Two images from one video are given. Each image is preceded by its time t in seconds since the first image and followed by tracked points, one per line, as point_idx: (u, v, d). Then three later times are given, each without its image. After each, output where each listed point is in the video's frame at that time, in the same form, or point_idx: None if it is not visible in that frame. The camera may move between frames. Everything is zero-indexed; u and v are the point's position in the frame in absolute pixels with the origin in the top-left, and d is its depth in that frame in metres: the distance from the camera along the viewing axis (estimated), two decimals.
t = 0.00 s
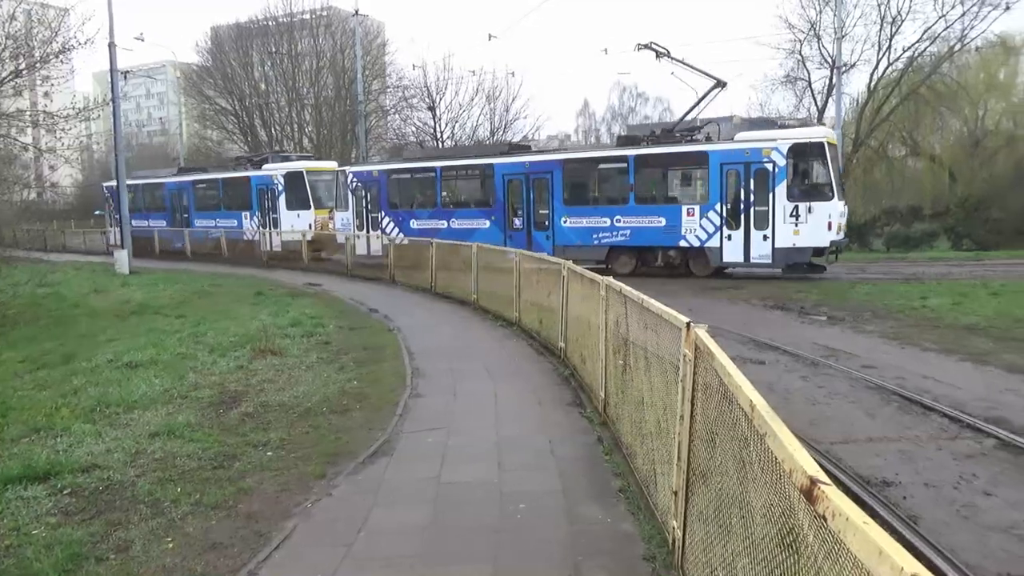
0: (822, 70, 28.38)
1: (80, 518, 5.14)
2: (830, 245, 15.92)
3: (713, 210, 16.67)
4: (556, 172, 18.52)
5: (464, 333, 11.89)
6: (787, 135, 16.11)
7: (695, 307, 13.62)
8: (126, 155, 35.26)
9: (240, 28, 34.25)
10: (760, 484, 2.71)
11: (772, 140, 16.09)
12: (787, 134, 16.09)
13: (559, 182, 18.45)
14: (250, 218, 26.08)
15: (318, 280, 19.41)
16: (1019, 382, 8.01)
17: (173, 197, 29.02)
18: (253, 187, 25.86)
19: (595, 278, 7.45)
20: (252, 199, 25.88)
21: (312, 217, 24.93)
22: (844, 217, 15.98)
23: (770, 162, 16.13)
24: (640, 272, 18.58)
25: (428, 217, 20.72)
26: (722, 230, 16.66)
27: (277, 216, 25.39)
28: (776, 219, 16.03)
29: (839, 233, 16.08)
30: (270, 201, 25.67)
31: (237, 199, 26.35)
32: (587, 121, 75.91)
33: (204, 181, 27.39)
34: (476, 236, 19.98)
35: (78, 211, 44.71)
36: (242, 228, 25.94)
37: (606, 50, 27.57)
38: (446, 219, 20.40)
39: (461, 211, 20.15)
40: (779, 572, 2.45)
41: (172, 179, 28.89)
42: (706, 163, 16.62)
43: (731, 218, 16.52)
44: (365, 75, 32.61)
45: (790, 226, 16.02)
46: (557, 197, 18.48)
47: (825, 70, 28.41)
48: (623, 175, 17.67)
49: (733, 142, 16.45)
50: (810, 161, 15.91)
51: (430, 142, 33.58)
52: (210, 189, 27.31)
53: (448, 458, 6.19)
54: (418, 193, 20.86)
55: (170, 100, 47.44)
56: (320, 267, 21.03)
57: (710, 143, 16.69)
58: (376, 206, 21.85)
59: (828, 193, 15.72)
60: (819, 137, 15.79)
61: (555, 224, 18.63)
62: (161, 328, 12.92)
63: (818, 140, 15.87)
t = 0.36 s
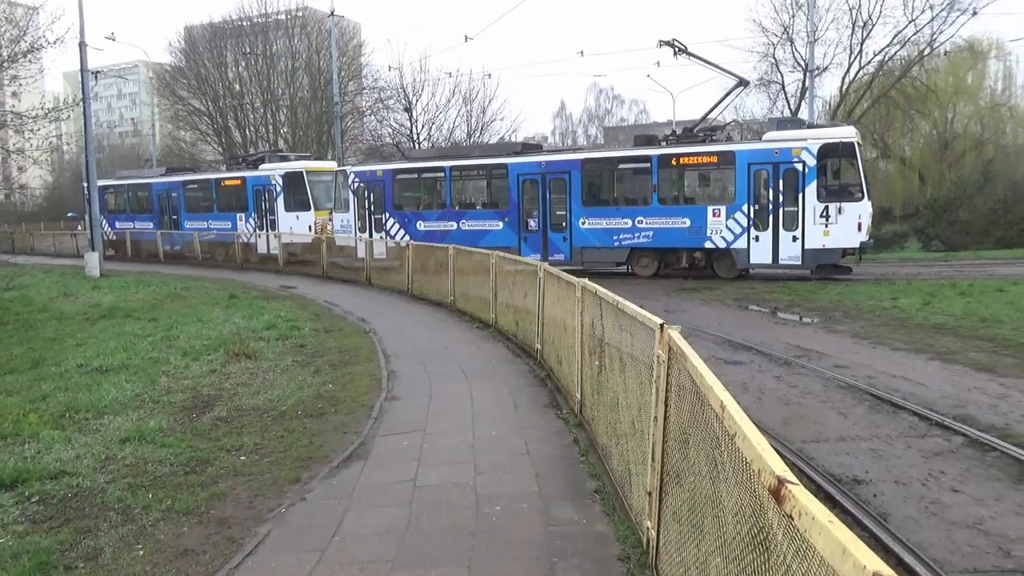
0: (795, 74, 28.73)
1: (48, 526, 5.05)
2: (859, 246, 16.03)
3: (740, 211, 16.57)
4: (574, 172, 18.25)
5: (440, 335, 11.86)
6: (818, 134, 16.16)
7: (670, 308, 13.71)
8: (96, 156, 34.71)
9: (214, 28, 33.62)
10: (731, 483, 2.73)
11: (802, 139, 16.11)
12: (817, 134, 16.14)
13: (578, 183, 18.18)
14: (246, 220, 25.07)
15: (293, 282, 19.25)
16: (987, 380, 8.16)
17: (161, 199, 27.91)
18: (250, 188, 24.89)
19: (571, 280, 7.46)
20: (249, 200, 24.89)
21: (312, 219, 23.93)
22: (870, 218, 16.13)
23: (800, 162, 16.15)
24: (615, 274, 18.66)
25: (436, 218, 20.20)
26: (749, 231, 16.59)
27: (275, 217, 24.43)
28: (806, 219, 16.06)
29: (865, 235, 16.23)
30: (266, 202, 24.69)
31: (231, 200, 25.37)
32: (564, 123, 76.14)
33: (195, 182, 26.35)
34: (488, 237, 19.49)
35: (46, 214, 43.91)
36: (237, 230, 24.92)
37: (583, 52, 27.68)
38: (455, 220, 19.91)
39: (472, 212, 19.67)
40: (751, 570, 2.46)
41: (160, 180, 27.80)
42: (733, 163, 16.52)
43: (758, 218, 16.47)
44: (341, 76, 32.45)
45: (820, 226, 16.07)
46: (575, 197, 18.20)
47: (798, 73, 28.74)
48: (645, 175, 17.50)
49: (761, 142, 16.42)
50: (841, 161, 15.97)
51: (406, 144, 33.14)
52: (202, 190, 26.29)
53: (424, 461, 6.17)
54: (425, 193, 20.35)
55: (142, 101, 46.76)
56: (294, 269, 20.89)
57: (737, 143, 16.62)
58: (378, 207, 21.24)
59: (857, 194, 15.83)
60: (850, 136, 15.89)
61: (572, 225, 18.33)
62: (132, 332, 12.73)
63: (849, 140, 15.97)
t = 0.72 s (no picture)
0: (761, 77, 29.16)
1: (3, 537, 4.92)
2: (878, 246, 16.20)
3: (759, 212, 16.68)
4: (586, 172, 18.13)
5: (409, 337, 11.81)
6: (837, 135, 16.33)
7: (638, 309, 13.81)
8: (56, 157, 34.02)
9: (178, 27, 33.06)
10: (696, 483, 2.75)
11: (822, 140, 16.27)
12: (836, 135, 16.30)
13: (590, 183, 18.08)
14: (234, 221, 24.53)
15: (260, 285, 19.04)
16: (946, 377, 8.36)
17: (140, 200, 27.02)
18: (238, 188, 24.35)
19: (539, 282, 7.48)
20: (237, 200, 24.34)
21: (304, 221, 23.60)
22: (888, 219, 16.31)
23: (820, 162, 16.31)
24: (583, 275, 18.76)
25: (438, 219, 19.80)
26: (768, 232, 16.71)
27: (266, 219, 23.96)
28: (826, 220, 16.20)
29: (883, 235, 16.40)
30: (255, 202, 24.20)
31: (218, 201, 24.74)
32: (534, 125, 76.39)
33: (179, 182, 25.66)
34: (493, 239, 19.12)
35: (3, 215, 42.90)
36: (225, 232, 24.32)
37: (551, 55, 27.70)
38: (460, 221, 19.51)
39: (476, 213, 19.29)
40: (714, 569, 2.48)
41: (139, 180, 26.99)
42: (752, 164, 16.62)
43: (777, 220, 16.60)
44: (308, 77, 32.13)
45: (839, 227, 16.22)
46: (587, 197, 18.09)
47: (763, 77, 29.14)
48: (660, 176, 17.53)
49: (780, 143, 16.54)
50: (860, 161, 16.13)
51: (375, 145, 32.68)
52: (186, 191, 25.63)
53: (393, 464, 6.14)
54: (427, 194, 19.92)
55: (104, 100, 45.95)
56: (261, 271, 20.68)
57: (756, 144, 16.72)
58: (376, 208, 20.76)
59: (875, 195, 15.98)
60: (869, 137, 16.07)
61: (584, 226, 18.21)
62: (93, 337, 12.49)
63: (868, 141, 16.16)
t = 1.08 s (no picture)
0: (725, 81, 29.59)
1: None
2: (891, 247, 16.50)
3: (775, 213, 16.87)
4: (596, 173, 18.07)
5: (374, 341, 11.75)
6: (851, 138, 16.59)
7: (604, 311, 13.90)
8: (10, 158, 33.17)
9: (137, 27, 32.34)
10: (658, 483, 2.78)
11: (838, 143, 16.54)
12: (850, 138, 16.59)
13: (600, 184, 18.02)
14: (220, 224, 23.55)
15: (222, 288, 18.79)
16: (903, 376, 8.55)
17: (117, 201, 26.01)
18: (225, 190, 23.40)
19: (506, 285, 7.48)
20: (223, 202, 23.41)
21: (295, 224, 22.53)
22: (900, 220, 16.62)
23: (835, 165, 16.55)
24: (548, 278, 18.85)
25: (440, 221, 19.33)
26: (783, 233, 16.89)
27: (253, 222, 23.06)
28: (841, 222, 16.47)
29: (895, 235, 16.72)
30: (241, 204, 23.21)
31: (203, 203, 23.79)
32: (501, 126, 76.50)
33: (161, 183, 24.63)
34: (498, 241, 18.79)
35: None
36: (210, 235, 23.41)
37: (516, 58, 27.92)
38: (463, 224, 19.13)
39: (481, 215, 18.95)
40: (676, 569, 2.51)
41: (116, 180, 25.89)
42: (768, 165, 16.79)
43: (792, 221, 16.81)
44: (272, 78, 31.76)
45: (854, 228, 16.49)
46: (598, 199, 18.03)
47: (726, 81, 29.54)
48: (673, 177, 17.59)
49: (796, 145, 16.76)
50: (874, 164, 16.42)
51: (340, 147, 33.06)
52: (167, 192, 24.63)
53: (357, 468, 6.10)
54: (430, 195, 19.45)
55: (60, 100, 44.90)
56: (223, 275, 20.40)
57: (770, 145, 16.90)
58: (371, 210, 20.04)
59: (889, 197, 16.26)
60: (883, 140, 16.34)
61: (595, 228, 18.13)
62: (49, 342, 12.18)
63: (882, 144, 16.43)
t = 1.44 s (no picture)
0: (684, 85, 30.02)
1: None
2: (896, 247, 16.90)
3: (784, 215, 17.13)
4: (604, 174, 18.10)
5: (336, 345, 11.64)
6: (858, 141, 16.98)
7: (567, 313, 13.98)
8: None
9: (90, 26, 31.64)
10: (615, 483, 2.81)
11: (845, 145, 16.87)
12: (856, 141, 16.98)
13: (609, 184, 18.06)
14: (204, 227, 22.94)
15: (180, 293, 18.45)
16: (858, 374, 8.75)
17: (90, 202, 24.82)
18: (208, 191, 22.81)
19: (468, 287, 7.47)
20: (207, 205, 22.80)
21: (283, 227, 22.37)
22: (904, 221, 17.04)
23: (843, 166, 16.92)
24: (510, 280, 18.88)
25: (440, 223, 19.10)
26: (793, 234, 17.17)
27: (240, 225, 22.67)
28: (849, 223, 16.80)
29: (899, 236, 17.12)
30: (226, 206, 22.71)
31: (185, 206, 23.04)
32: (463, 129, 76.43)
33: (138, 184, 23.65)
34: (501, 243, 18.69)
35: None
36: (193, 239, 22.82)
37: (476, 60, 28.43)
38: (465, 225, 18.94)
39: (483, 216, 18.83)
40: (633, 567, 2.54)
41: (89, 181, 24.65)
42: (777, 167, 17.07)
43: (802, 222, 17.10)
44: (230, 79, 31.33)
45: (861, 229, 16.84)
46: (606, 200, 18.05)
47: (685, 85, 29.93)
48: (683, 178, 17.73)
49: (803, 147, 17.09)
50: (879, 166, 16.83)
51: (300, 149, 33.07)
52: (145, 193, 23.67)
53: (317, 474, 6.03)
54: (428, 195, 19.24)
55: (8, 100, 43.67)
56: (181, 279, 20.01)
57: (778, 147, 17.20)
58: (368, 211, 19.72)
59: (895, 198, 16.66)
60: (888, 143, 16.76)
61: (602, 229, 18.14)
62: None
63: (887, 147, 16.85)
